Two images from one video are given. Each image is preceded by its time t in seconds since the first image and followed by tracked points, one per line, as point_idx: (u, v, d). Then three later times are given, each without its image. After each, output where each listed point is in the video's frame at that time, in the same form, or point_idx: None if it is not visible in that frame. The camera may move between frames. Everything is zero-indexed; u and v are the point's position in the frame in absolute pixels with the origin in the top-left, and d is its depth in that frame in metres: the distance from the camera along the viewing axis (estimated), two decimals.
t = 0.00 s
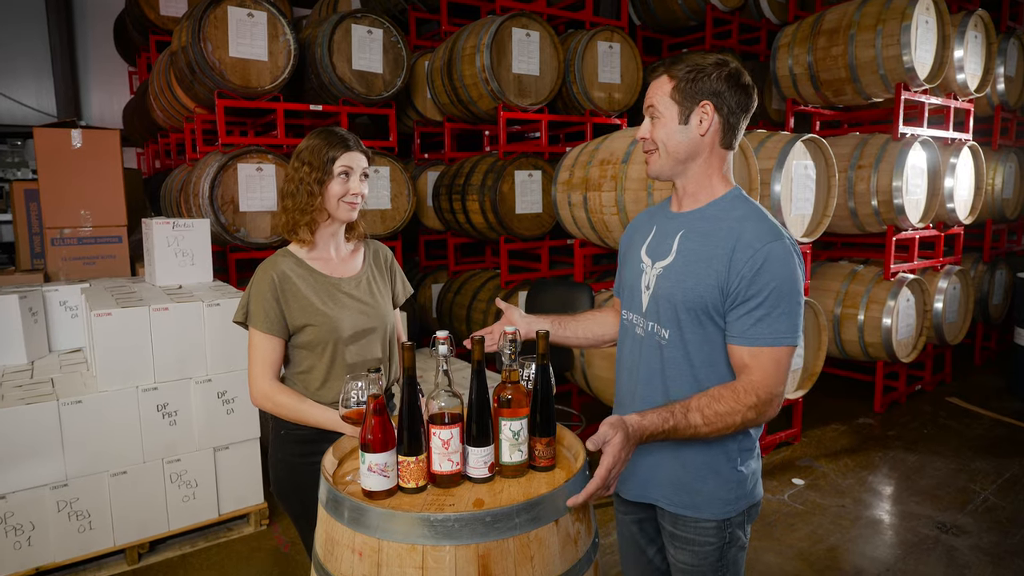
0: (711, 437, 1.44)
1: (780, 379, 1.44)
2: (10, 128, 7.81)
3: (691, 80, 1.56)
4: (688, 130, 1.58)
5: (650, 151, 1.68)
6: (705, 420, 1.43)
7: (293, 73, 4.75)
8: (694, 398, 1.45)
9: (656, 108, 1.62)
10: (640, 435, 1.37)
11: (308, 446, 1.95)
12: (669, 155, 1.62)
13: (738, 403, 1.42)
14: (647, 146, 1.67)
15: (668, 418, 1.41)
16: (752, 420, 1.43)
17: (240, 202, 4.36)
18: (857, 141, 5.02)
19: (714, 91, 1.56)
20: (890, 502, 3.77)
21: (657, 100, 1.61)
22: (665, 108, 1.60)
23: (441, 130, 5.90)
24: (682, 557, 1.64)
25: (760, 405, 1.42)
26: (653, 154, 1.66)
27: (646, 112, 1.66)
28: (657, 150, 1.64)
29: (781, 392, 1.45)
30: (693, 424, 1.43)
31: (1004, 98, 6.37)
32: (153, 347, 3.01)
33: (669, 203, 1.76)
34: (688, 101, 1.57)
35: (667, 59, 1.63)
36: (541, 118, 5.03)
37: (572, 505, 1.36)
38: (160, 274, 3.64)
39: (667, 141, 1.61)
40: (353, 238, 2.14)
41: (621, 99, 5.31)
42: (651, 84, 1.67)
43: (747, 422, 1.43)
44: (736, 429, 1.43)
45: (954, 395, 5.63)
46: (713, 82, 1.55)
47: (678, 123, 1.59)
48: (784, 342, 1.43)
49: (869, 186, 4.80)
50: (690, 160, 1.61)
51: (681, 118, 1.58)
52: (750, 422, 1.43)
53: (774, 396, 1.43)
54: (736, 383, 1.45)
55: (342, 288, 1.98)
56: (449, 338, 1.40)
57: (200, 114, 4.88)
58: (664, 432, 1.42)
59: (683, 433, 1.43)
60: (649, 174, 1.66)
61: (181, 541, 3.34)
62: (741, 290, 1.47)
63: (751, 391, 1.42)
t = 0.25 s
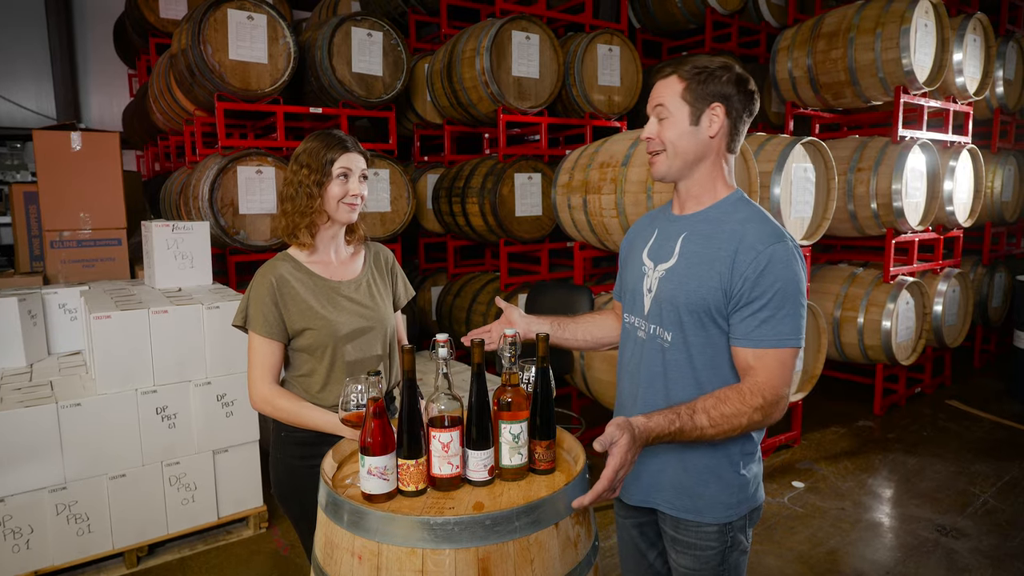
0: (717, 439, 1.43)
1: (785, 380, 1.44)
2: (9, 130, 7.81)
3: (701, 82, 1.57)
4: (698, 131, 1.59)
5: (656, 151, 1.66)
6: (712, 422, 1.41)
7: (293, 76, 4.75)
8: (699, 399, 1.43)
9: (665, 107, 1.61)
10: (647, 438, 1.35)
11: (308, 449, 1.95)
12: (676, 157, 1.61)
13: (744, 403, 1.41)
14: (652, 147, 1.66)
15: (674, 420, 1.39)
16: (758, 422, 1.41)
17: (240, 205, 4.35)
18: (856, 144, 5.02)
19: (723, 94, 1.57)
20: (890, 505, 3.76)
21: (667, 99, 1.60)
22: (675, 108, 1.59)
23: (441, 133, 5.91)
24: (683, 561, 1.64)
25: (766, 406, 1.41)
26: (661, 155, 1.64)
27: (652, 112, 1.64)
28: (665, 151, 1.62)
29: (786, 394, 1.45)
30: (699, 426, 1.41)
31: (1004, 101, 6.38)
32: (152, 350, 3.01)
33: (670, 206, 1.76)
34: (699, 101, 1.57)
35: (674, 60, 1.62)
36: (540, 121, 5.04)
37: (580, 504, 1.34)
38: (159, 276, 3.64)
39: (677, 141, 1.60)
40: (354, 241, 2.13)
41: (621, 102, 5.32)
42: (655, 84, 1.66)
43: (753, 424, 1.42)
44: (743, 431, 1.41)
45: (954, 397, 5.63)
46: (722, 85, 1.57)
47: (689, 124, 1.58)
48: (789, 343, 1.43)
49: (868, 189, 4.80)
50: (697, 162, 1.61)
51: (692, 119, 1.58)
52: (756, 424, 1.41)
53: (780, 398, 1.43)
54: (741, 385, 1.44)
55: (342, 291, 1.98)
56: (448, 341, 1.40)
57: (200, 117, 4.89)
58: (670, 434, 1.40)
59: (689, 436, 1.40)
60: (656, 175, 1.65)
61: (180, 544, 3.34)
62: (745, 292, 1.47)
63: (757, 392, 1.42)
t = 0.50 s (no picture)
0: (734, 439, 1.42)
1: (799, 377, 1.44)
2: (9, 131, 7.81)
3: (741, 88, 1.59)
4: (734, 138, 1.61)
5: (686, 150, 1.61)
6: (730, 423, 1.39)
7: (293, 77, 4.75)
8: (716, 400, 1.42)
9: (711, 107, 1.57)
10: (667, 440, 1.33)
11: (308, 450, 1.95)
12: (714, 160, 1.60)
13: (761, 402, 1.40)
14: (685, 145, 1.60)
15: (691, 421, 1.37)
16: (775, 420, 1.41)
17: (240, 206, 4.36)
18: (856, 146, 5.03)
19: (750, 104, 1.62)
20: (889, 507, 3.76)
21: (716, 99, 1.57)
22: (722, 110, 1.58)
23: (441, 134, 5.91)
24: (685, 564, 1.64)
25: (783, 405, 1.41)
26: (693, 156, 1.60)
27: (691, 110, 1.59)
28: (705, 152, 1.59)
29: (801, 391, 1.45)
30: (717, 426, 1.39)
31: (1003, 104, 6.39)
32: (152, 351, 3.01)
33: (672, 207, 1.76)
34: (738, 108, 1.60)
35: (717, 59, 1.59)
36: (540, 123, 5.04)
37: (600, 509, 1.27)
38: (159, 277, 3.64)
39: (715, 144, 1.59)
40: (355, 241, 2.13)
41: (621, 104, 5.32)
42: (685, 79, 1.61)
43: (770, 423, 1.41)
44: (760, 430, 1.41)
45: (954, 400, 5.63)
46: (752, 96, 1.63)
47: (729, 129, 1.59)
48: (802, 341, 1.44)
49: (868, 191, 4.81)
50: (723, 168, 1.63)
51: (731, 126, 1.60)
52: (772, 423, 1.41)
53: (795, 396, 1.43)
54: (756, 384, 1.44)
55: (343, 292, 1.98)
56: (449, 342, 1.40)
57: (200, 118, 4.89)
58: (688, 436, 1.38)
59: (707, 437, 1.38)
60: (690, 176, 1.60)
61: (180, 545, 3.33)
62: (756, 292, 1.47)
63: (774, 390, 1.42)
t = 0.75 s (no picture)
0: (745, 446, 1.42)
1: (809, 381, 1.45)
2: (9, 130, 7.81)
3: (748, 86, 1.61)
4: (743, 136, 1.63)
5: (696, 148, 1.62)
6: (741, 430, 1.40)
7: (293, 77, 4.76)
8: (727, 407, 1.43)
9: (721, 104, 1.59)
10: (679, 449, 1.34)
11: (309, 449, 1.95)
12: (724, 157, 1.61)
13: (772, 409, 1.41)
14: (696, 143, 1.61)
15: (703, 430, 1.38)
16: (787, 426, 1.42)
17: (240, 206, 4.36)
18: (856, 147, 5.04)
19: (757, 103, 1.64)
20: (888, 507, 3.77)
21: (726, 97, 1.59)
22: (732, 108, 1.59)
23: (441, 134, 5.91)
24: (690, 566, 1.64)
25: (795, 411, 1.41)
26: (704, 153, 1.61)
27: (702, 108, 1.60)
28: (716, 150, 1.60)
29: (812, 397, 1.45)
30: (730, 434, 1.40)
31: (1003, 105, 6.40)
32: (152, 350, 3.01)
33: (677, 209, 1.76)
34: (746, 108, 1.62)
35: (726, 57, 1.60)
36: (540, 123, 5.05)
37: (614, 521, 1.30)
38: (159, 277, 3.64)
39: (725, 142, 1.60)
40: (358, 241, 2.13)
41: (620, 104, 5.32)
42: (693, 76, 1.62)
43: (782, 430, 1.42)
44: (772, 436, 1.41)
45: (953, 401, 5.64)
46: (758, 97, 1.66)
47: (738, 127, 1.61)
48: (811, 345, 1.44)
49: (868, 192, 4.81)
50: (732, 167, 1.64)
51: (740, 123, 1.61)
52: (784, 429, 1.42)
53: (807, 401, 1.43)
54: (766, 390, 1.44)
55: (345, 292, 1.98)
56: (448, 341, 1.40)
57: (200, 118, 4.89)
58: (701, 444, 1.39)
59: (719, 444, 1.39)
60: (700, 173, 1.60)
61: (179, 545, 3.33)
62: (764, 297, 1.47)
63: (784, 397, 1.42)
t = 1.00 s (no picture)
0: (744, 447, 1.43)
1: (809, 384, 1.44)
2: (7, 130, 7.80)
3: (749, 85, 1.61)
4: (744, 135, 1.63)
5: (697, 146, 1.62)
6: (737, 431, 1.41)
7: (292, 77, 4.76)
8: (723, 408, 1.44)
9: (721, 103, 1.59)
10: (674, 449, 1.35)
11: (309, 448, 1.96)
12: (725, 156, 1.61)
13: (769, 412, 1.41)
14: (698, 141, 1.61)
15: (699, 431, 1.39)
16: (785, 428, 1.42)
17: (239, 206, 4.36)
18: (855, 147, 5.04)
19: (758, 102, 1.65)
20: (887, 506, 3.77)
21: (726, 96, 1.59)
22: (733, 107, 1.60)
23: (440, 134, 5.91)
24: (692, 563, 1.65)
25: (793, 413, 1.41)
26: (705, 152, 1.61)
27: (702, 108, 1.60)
28: (717, 148, 1.60)
29: (812, 398, 1.45)
30: (725, 435, 1.41)
31: (1002, 104, 6.40)
32: (151, 350, 3.01)
33: (677, 209, 1.77)
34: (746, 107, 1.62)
35: (726, 55, 1.61)
36: (539, 122, 5.05)
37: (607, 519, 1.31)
38: (158, 277, 3.64)
39: (726, 140, 1.60)
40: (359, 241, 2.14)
41: (619, 103, 5.32)
42: (694, 75, 1.62)
43: (780, 432, 1.42)
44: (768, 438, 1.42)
45: (952, 400, 5.64)
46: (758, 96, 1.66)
47: (739, 126, 1.61)
48: (810, 347, 1.43)
49: (867, 192, 4.82)
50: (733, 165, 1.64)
51: (741, 122, 1.61)
52: (782, 431, 1.42)
53: (806, 403, 1.43)
54: (765, 393, 1.45)
55: (346, 292, 1.98)
56: (448, 341, 1.41)
57: (199, 118, 4.89)
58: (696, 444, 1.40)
59: (715, 445, 1.41)
60: (700, 172, 1.60)
61: (179, 544, 3.34)
62: (762, 299, 1.47)
63: (782, 399, 1.42)
